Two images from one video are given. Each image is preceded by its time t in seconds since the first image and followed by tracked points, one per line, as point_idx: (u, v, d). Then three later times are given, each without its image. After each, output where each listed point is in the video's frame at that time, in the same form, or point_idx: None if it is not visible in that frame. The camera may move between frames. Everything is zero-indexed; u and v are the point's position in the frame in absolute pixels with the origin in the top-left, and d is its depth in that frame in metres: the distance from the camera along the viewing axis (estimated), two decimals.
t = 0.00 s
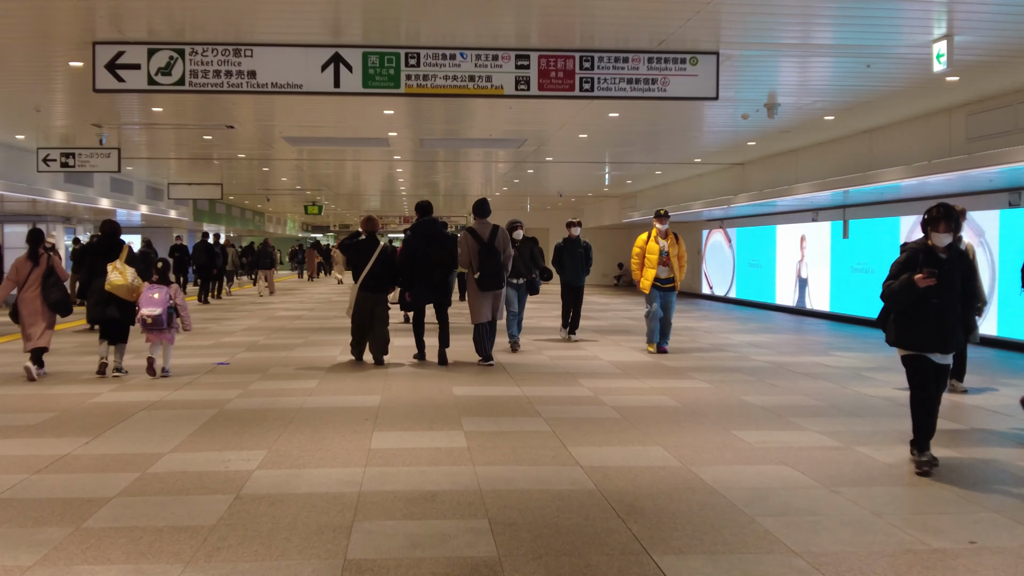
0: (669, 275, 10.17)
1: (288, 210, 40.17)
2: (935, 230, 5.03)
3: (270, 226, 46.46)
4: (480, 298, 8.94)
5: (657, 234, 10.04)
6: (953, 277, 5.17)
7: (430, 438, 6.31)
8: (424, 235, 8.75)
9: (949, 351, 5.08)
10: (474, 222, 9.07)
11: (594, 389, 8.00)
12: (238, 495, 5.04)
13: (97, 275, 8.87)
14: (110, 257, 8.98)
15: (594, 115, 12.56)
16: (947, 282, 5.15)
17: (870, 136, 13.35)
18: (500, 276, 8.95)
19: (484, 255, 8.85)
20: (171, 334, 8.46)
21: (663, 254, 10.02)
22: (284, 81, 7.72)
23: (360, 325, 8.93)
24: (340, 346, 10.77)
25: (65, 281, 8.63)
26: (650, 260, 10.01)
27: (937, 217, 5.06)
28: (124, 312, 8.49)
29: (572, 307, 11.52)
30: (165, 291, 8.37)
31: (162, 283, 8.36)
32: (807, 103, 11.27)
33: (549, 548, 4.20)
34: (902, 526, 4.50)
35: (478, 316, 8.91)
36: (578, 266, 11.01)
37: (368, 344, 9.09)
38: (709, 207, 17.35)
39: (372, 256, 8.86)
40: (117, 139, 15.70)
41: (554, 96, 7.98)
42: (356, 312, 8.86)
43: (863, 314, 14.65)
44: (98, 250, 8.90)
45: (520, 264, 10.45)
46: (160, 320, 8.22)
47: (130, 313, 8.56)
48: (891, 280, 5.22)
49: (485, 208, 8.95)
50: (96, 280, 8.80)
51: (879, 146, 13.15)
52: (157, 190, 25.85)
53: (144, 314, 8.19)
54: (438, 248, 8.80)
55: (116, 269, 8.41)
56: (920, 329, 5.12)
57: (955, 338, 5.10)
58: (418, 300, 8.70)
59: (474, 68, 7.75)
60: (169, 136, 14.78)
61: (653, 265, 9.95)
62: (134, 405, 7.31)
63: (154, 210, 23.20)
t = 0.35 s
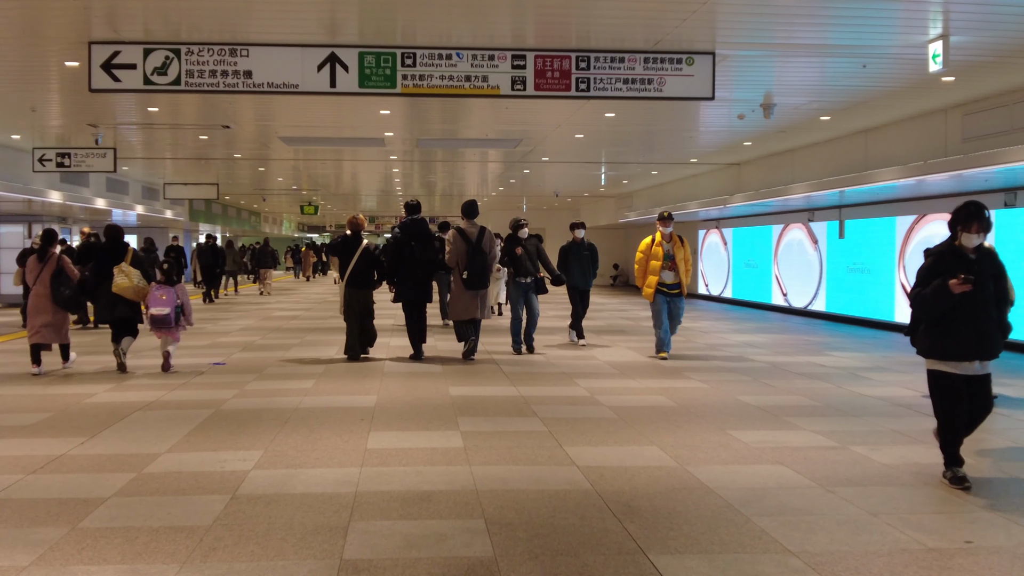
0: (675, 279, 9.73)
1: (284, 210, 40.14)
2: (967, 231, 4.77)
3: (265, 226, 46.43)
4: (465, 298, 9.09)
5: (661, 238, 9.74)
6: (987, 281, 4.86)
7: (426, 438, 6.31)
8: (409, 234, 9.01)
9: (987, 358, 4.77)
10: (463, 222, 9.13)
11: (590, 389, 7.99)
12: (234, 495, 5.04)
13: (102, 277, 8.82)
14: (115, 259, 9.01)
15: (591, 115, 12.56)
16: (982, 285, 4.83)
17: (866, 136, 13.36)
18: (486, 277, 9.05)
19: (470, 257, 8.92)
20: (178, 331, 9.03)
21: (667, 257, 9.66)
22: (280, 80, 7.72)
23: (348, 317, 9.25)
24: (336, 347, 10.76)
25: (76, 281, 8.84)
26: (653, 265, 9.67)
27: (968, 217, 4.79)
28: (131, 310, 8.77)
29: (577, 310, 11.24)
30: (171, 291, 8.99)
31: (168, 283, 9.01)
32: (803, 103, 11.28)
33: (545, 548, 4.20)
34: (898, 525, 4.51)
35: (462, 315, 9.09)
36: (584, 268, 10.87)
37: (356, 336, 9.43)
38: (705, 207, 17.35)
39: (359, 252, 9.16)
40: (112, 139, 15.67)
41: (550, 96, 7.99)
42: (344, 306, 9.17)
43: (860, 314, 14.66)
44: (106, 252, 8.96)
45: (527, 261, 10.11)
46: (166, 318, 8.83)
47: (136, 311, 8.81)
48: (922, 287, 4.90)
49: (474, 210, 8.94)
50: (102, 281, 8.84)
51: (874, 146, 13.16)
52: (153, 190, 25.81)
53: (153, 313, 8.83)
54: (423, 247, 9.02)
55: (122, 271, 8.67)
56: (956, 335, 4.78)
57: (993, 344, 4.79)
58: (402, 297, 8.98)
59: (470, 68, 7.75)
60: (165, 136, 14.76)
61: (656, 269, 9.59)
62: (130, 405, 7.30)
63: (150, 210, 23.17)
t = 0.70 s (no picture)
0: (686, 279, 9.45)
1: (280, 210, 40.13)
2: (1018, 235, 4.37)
3: (262, 226, 46.42)
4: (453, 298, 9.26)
5: (672, 238, 9.36)
6: None
7: (423, 438, 6.31)
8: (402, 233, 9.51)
9: None
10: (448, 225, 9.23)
11: (587, 389, 7.99)
12: (231, 495, 5.03)
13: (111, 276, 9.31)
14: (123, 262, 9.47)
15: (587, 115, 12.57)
16: None
17: (862, 136, 13.37)
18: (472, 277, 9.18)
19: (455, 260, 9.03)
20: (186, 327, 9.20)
21: (679, 258, 9.32)
22: (276, 80, 7.71)
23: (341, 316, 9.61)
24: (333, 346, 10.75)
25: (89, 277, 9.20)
26: (664, 266, 9.34)
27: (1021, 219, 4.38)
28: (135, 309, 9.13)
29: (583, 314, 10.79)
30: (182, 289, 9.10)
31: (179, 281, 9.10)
32: (800, 103, 11.29)
33: (542, 548, 4.20)
34: (895, 525, 4.51)
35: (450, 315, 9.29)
36: (589, 268, 10.56)
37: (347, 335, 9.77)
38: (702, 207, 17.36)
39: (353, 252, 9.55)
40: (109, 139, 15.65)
41: (547, 95, 7.99)
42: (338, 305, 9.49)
43: (857, 314, 14.66)
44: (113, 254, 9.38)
45: (543, 266, 9.63)
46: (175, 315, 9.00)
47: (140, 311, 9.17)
48: (972, 291, 4.51)
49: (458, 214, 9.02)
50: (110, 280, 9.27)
51: (871, 146, 13.17)
52: (150, 190, 25.79)
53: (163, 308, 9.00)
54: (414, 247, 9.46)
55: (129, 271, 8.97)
56: (1002, 346, 4.44)
57: None
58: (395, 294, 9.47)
59: (467, 68, 7.75)
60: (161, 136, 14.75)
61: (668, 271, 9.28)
62: (126, 405, 7.30)
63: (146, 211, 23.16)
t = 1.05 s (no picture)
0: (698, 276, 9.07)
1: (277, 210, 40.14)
2: None
3: (259, 225, 46.38)
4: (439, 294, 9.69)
5: (684, 232, 9.02)
6: None
7: (419, 437, 6.31)
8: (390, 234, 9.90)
9: None
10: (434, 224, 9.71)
11: (585, 389, 7.98)
12: (227, 495, 5.03)
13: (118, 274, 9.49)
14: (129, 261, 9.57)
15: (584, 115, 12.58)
16: None
17: (859, 136, 13.39)
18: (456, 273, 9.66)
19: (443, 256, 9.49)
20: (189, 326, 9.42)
21: (691, 253, 8.97)
22: (274, 80, 7.71)
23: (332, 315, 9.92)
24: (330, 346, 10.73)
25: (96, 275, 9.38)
26: (675, 261, 8.97)
27: None
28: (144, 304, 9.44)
29: (594, 315, 10.33)
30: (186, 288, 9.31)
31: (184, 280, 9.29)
32: (797, 103, 11.29)
33: (538, 547, 4.20)
34: (891, 524, 4.52)
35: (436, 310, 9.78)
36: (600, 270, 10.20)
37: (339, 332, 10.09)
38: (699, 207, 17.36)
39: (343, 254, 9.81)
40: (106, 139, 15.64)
41: (544, 95, 7.99)
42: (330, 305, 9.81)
43: (855, 314, 14.66)
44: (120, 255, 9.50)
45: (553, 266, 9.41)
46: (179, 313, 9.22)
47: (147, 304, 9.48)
48: (1014, 288, 4.34)
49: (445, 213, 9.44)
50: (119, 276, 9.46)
51: (867, 146, 13.19)
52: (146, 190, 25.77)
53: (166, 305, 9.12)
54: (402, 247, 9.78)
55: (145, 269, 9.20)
56: None
57: None
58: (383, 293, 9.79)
59: (464, 67, 7.76)
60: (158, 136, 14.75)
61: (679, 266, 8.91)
62: (123, 405, 7.30)
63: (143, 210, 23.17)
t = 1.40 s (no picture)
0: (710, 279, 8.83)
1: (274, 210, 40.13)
2: None
3: (256, 226, 46.35)
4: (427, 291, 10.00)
5: (695, 234, 8.82)
6: None
7: (416, 437, 6.31)
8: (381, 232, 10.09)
9: None
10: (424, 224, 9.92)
11: (582, 389, 7.98)
12: (225, 495, 5.03)
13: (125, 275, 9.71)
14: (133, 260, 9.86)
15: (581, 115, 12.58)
16: None
17: (856, 136, 13.40)
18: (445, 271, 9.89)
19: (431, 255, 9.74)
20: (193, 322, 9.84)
21: (702, 255, 8.76)
22: (271, 80, 7.71)
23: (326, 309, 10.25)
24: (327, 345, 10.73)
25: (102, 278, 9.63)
26: (686, 263, 8.76)
27: None
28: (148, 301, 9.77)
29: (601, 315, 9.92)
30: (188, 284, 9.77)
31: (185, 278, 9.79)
32: (794, 103, 11.29)
33: (535, 547, 4.20)
34: (888, 524, 4.52)
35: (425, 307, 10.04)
36: (606, 269, 9.80)
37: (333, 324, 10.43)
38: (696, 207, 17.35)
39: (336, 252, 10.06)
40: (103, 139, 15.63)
41: (541, 95, 7.99)
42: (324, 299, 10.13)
43: (852, 314, 14.67)
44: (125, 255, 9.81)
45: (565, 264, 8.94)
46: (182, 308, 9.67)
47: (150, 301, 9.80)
48: None
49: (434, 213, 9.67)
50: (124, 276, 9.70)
51: (864, 146, 13.20)
52: (143, 190, 25.76)
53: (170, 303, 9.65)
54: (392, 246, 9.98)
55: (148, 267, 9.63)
56: None
57: None
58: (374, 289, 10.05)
59: (461, 67, 7.76)
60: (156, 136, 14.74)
61: (690, 269, 8.69)
62: (121, 405, 7.29)
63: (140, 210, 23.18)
